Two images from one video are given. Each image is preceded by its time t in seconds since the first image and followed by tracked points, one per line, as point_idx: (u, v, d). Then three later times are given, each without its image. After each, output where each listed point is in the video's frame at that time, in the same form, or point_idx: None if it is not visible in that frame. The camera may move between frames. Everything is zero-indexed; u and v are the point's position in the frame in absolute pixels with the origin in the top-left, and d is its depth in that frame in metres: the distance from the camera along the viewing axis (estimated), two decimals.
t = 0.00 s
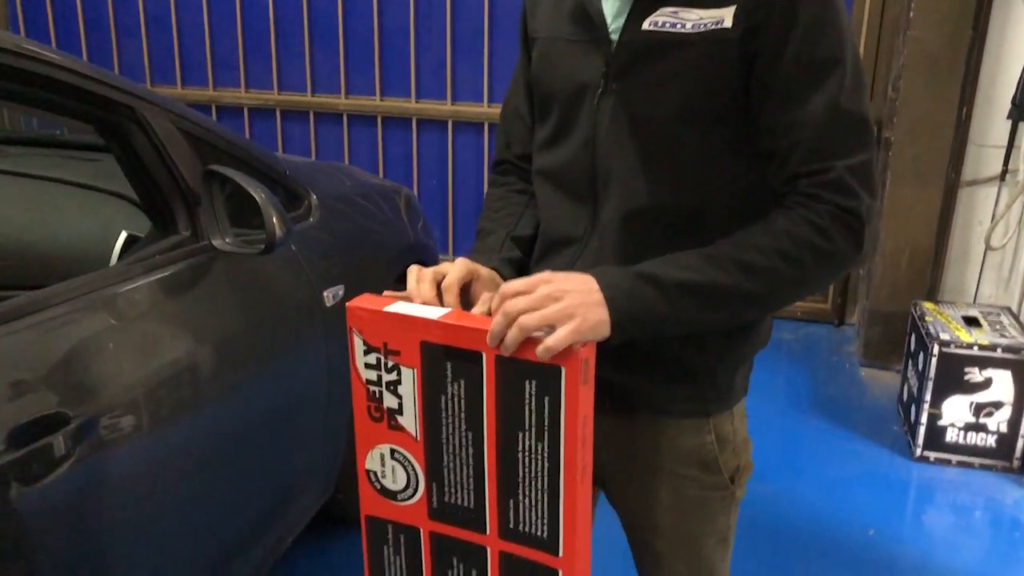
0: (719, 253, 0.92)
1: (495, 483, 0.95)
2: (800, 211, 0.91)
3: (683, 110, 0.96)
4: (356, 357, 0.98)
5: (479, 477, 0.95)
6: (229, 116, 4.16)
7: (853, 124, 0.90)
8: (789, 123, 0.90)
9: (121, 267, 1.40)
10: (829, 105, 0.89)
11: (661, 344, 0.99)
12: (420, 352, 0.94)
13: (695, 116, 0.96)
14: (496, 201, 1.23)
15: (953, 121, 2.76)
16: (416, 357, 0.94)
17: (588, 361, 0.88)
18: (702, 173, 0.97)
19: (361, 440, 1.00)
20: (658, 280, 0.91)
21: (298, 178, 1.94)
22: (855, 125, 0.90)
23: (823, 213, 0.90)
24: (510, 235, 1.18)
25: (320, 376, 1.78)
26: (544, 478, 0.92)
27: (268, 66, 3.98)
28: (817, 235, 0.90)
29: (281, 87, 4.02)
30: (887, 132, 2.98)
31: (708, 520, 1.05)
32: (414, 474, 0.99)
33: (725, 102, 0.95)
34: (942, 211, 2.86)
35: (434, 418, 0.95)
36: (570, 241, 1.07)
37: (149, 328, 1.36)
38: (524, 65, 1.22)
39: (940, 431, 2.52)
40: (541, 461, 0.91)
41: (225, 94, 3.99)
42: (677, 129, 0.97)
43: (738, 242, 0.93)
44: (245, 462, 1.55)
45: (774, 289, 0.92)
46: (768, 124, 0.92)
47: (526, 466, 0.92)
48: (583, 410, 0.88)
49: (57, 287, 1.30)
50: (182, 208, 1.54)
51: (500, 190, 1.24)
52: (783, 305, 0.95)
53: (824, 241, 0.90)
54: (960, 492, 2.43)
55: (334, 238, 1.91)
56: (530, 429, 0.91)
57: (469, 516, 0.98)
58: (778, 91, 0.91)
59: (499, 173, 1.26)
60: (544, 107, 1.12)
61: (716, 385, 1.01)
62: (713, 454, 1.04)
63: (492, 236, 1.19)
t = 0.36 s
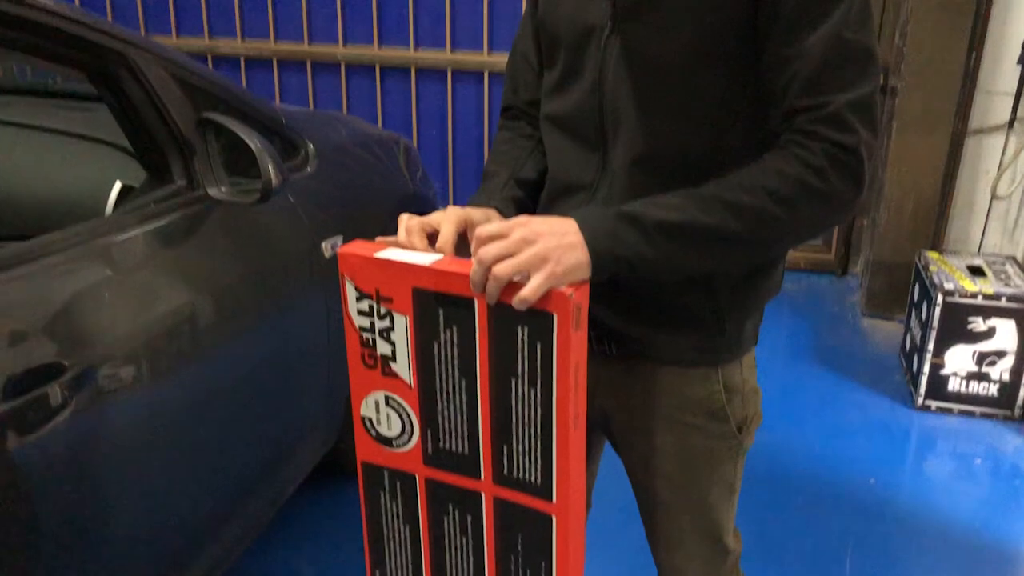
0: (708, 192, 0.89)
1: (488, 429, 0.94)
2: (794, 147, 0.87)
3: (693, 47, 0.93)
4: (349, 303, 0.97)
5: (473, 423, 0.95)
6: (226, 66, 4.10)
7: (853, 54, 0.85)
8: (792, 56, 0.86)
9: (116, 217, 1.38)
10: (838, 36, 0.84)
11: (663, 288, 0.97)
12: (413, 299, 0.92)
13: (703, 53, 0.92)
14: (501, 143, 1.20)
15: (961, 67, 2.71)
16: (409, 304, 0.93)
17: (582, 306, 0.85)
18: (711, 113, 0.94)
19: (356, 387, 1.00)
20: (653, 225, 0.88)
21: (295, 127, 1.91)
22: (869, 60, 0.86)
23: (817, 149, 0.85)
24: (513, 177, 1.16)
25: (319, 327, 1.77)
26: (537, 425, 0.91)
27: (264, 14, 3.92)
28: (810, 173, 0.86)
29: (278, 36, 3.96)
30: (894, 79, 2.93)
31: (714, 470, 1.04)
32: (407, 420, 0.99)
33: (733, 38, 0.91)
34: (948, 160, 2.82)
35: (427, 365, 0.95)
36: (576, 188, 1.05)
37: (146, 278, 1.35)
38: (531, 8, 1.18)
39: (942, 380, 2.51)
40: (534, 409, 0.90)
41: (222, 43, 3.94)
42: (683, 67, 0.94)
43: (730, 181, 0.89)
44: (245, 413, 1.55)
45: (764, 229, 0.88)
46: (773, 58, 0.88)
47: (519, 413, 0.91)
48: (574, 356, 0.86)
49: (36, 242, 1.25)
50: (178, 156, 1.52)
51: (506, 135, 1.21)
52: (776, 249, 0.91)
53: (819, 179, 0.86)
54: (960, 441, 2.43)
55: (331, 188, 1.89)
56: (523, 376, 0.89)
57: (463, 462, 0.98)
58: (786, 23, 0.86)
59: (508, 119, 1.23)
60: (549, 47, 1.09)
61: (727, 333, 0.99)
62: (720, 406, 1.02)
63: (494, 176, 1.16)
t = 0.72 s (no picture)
0: (696, 151, 0.85)
1: (471, 391, 0.92)
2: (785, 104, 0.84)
3: None
4: (329, 264, 0.94)
5: (456, 385, 0.93)
6: (221, 24, 4.04)
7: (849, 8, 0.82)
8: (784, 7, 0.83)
9: (98, 175, 1.36)
10: None
11: (651, 249, 0.95)
12: (394, 259, 0.90)
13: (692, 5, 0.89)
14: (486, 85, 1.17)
15: (969, 28, 2.65)
16: (390, 264, 0.90)
17: (564, 265, 0.83)
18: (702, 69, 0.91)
19: (338, 349, 0.98)
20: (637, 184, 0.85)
21: (286, 86, 1.88)
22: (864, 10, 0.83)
23: (809, 106, 0.82)
24: (496, 97, 1.12)
25: (311, 289, 1.75)
26: (521, 386, 0.89)
27: None
28: (800, 130, 0.83)
29: None
30: (900, 39, 2.88)
31: (703, 436, 1.02)
32: (391, 382, 0.97)
33: None
34: (954, 122, 2.78)
35: (409, 325, 0.93)
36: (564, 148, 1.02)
37: (134, 238, 1.33)
38: None
39: (942, 344, 2.48)
40: (518, 369, 0.88)
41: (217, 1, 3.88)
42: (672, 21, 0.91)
43: (717, 139, 0.86)
44: (236, 376, 1.53)
45: (752, 190, 0.85)
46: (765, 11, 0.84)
47: (503, 374, 0.89)
48: (558, 315, 0.84)
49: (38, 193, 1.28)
50: (162, 115, 1.49)
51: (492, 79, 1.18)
52: (765, 212, 0.88)
53: (810, 138, 0.83)
54: (960, 406, 2.42)
55: (324, 149, 1.85)
56: (507, 337, 0.87)
57: (446, 425, 0.96)
58: None
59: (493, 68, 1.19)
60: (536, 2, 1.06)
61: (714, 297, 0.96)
62: (709, 369, 1.00)
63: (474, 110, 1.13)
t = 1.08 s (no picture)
0: (693, 149, 0.83)
1: (469, 392, 0.90)
2: (785, 104, 0.81)
3: None
4: (325, 262, 0.92)
5: (454, 385, 0.91)
6: (224, 17, 4.01)
7: (854, 8, 0.79)
8: None
9: (96, 172, 1.33)
10: None
11: (657, 247, 0.92)
12: (390, 257, 0.88)
13: None
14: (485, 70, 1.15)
15: (979, 20, 2.62)
16: (387, 263, 0.88)
17: (564, 262, 0.80)
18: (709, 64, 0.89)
19: (335, 349, 0.96)
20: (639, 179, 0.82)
21: (287, 79, 1.85)
22: None
23: (810, 107, 0.80)
24: (490, 95, 1.09)
25: (313, 285, 1.73)
26: (520, 388, 0.87)
27: None
28: (800, 132, 0.81)
29: None
30: (908, 32, 2.84)
31: (711, 440, 1.00)
32: (388, 384, 0.95)
33: None
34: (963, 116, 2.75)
35: (406, 326, 0.91)
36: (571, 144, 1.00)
37: (133, 234, 1.31)
38: None
39: (951, 341, 2.46)
40: (517, 370, 0.86)
41: None
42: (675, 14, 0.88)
43: (715, 137, 0.83)
44: (236, 374, 1.51)
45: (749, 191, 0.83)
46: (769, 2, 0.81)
47: (501, 374, 0.87)
48: (557, 315, 0.82)
49: (39, 189, 1.25)
50: (162, 111, 1.47)
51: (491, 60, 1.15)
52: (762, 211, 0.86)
53: (808, 140, 0.81)
54: (968, 404, 2.39)
55: (326, 142, 1.83)
56: (505, 336, 0.85)
57: (445, 427, 0.94)
58: None
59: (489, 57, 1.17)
60: None
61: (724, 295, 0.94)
62: (720, 371, 0.98)
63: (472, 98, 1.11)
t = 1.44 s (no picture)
0: (709, 164, 0.79)
1: (486, 432, 0.88)
2: (801, 114, 0.78)
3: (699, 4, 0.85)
4: (344, 291, 0.92)
5: (471, 424, 0.89)
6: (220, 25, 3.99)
7: (869, 14, 0.77)
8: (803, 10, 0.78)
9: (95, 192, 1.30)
10: None
11: (670, 276, 0.90)
12: (408, 290, 0.86)
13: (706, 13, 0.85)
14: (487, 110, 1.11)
15: (980, 29, 2.61)
16: (405, 294, 0.87)
17: (586, 308, 0.78)
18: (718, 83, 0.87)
19: (353, 377, 0.96)
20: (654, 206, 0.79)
21: (287, 92, 1.83)
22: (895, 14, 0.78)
23: (829, 115, 0.77)
24: (498, 155, 1.06)
25: (314, 302, 1.70)
26: (538, 431, 0.84)
27: None
28: (820, 141, 0.78)
29: None
30: (908, 40, 2.83)
31: (724, 468, 0.98)
32: (405, 417, 0.94)
33: None
34: (964, 125, 2.74)
35: (423, 360, 0.89)
36: (573, 168, 0.97)
37: (134, 252, 1.28)
38: None
39: (954, 353, 2.45)
40: (535, 413, 0.84)
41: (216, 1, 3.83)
42: (684, 32, 0.86)
43: (732, 152, 0.80)
44: (237, 393, 1.49)
45: (769, 206, 0.79)
46: (780, 11, 0.80)
47: (518, 417, 0.85)
48: (578, 359, 0.80)
49: (37, 209, 1.22)
50: (162, 128, 1.44)
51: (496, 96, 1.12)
52: (782, 227, 0.82)
53: (827, 149, 0.78)
54: (971, 415, 2.38)
55: (327, 156, 1.81)
56: (524, 379, 0.83)
57: (462, 465, 0.92)
58: None
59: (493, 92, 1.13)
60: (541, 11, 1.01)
61: (739, 324, 0.91)
62: (733, 400, 0.96)
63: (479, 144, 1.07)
